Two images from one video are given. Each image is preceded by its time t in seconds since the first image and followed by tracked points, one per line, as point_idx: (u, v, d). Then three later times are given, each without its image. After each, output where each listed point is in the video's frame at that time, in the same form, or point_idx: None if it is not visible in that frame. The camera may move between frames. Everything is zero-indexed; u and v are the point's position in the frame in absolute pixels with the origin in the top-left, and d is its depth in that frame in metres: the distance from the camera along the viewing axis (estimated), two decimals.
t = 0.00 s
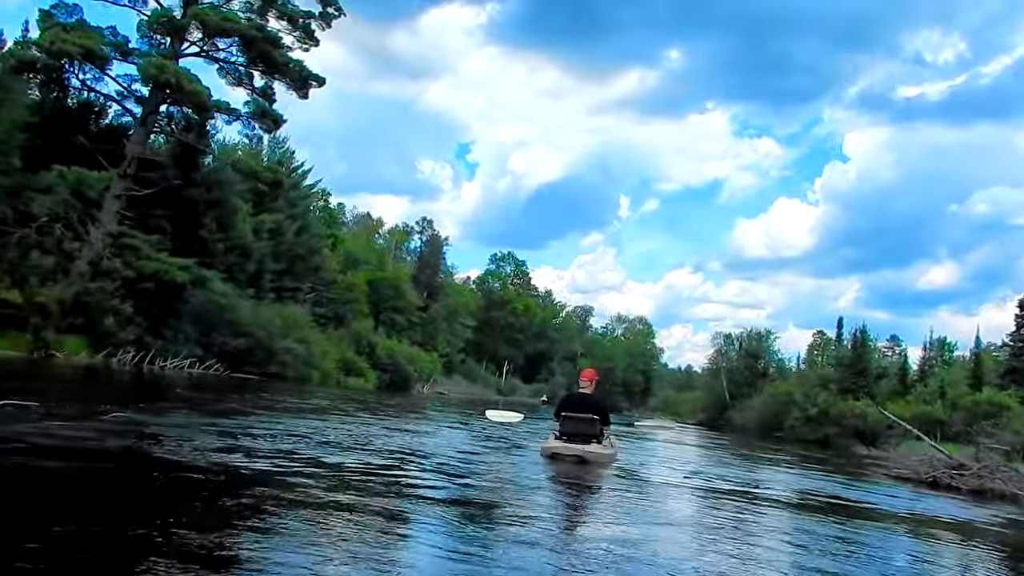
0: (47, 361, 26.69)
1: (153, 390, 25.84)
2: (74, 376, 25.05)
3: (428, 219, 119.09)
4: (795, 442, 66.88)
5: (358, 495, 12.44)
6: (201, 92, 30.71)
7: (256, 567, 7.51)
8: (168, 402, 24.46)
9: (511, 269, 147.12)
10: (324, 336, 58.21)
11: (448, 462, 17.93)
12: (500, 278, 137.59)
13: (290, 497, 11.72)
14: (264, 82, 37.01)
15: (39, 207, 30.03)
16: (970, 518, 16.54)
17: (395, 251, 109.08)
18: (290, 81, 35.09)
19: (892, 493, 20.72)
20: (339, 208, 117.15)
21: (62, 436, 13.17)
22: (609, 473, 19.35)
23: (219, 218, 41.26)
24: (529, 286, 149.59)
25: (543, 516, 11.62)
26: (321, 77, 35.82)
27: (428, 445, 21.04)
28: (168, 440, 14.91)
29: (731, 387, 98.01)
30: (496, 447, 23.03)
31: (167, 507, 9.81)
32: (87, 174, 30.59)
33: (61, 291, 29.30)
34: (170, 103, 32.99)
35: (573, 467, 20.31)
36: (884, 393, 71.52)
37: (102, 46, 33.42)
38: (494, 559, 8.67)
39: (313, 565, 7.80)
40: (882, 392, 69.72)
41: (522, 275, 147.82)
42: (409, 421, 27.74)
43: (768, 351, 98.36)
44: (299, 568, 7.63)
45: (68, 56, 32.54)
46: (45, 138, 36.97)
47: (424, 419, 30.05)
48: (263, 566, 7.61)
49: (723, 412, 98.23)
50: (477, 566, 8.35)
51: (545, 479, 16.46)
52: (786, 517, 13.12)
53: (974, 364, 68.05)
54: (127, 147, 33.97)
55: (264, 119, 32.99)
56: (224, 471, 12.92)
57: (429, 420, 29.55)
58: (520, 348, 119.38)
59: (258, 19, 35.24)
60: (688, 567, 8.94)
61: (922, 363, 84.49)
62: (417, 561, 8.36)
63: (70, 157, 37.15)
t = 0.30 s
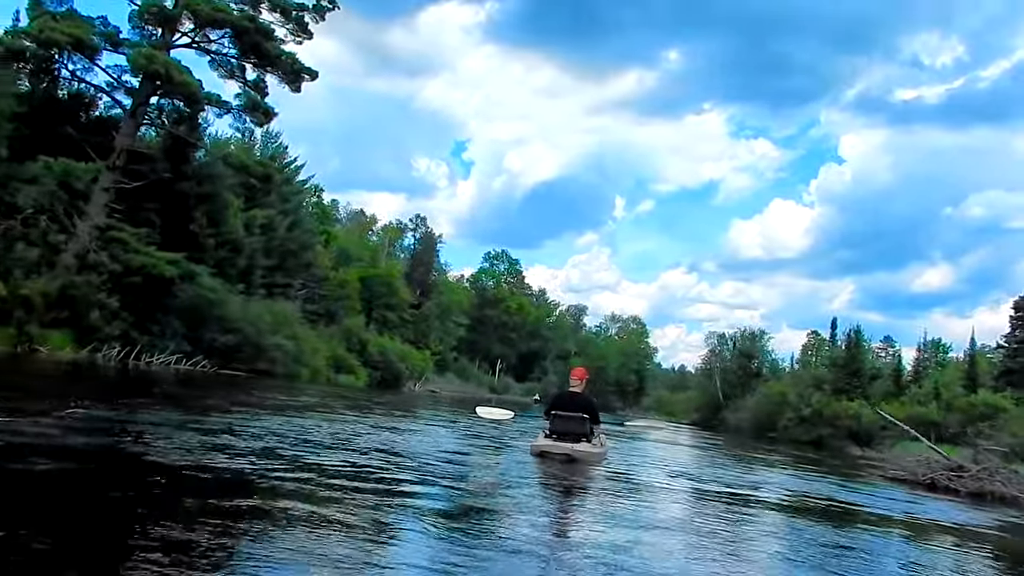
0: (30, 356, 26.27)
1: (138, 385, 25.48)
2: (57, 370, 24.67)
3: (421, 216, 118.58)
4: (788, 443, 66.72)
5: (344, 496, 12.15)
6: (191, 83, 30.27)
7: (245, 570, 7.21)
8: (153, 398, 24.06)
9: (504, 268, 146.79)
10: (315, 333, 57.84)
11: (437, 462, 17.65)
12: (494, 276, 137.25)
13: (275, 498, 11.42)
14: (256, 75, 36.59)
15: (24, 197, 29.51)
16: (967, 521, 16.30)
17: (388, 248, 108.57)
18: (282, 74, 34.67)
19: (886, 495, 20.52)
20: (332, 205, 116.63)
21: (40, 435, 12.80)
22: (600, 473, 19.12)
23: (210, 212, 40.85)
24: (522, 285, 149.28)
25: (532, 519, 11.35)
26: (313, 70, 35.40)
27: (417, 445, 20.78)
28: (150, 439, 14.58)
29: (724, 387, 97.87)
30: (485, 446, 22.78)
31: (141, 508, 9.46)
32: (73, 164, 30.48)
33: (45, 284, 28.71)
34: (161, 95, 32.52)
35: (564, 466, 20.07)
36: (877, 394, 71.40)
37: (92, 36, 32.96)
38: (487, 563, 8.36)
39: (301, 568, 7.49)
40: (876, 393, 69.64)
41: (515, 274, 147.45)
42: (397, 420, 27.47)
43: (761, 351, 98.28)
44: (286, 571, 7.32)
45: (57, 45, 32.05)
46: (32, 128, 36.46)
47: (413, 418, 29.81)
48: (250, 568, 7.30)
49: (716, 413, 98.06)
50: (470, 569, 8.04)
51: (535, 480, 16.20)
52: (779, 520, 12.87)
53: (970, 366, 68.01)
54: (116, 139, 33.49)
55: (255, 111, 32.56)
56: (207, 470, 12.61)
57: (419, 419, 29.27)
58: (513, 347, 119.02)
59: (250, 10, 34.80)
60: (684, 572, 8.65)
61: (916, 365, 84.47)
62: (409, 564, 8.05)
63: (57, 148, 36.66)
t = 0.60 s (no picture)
0: (7, 360, 25.85)
1: (118, 388, 25.10)
2: (35, 375, 24.28)
3: (407, 215, 118.06)
4: (778, 436, 66.79)
5: (326, 501, 11.84)
6: (168, 81, 29.74)
7: None
8: (133, 401, 23.68)
9: (491, 266, 146.53)
10: (301, 334, 57.42)
11: (424, 463, 17.39)
12: (481, 274, 136.91)
13: (257, 504, 11.14)
14: (235, 74, 36.09)
15: None
16: (958, 513, 16.15)
17: (374, 248, 108.04)
18: (262, 72, 34.21)
19: (876, 487, 20.40)
20: (316, 204, 115.93)
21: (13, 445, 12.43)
22: (589, 471, 18.89)
23: (192, 213, 40.33)
24: (510, 282, 148.99)
25: (519, 522, 11.05)
26: (294, 68, 34.96)
27: (403, 446, 20.53)
28: (126, 446, 14.21)
29: (713, 381, 97.95)
30: (472, 446, 22.56)
31: (100, 520, 9.04)
32: (49, 165, 29.88)
33: (21, 287, 28.29)
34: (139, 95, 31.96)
35: (552, 463, 19.86)
36: (866, 385, 71.58)
37: (67, 35, 32.42)
38: (479, 570, 8.13)
39: None
40: (866, 384, 69.81)
41: (503, 271, 147.16)
42: (382, 420, 27.21)
43: (750, 345, 98.43)
44: None
45: (31, 44, 31.43)
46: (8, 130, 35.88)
47: (399, 417, 29.58)
48: None
49: (705, 407, 98.15)
50: None
51: (523, 480, 15.94)
52: (769, 517, 12.62)
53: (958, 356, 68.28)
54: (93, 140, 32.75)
55: (234, 110, 32.08)
56: (183, 478, 12.25)
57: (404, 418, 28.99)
58: (502, 344, 118.73)
59: (229, 7, 34.33)
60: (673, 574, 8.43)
61: (904, 355, 84.79)
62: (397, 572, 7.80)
63: (34, 149, 36.07)
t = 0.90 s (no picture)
0: None
1: (98, 394, 24.70)
2: (13, 381, 23.83)
3: (394, 215, 117.49)
4: (769, 432, 66.71)
5: (306, 509, 11.52)
6: (147, 82, 29.17)
7: None
8: (114, 407, 23.24)
9: (479, 266, 146.23)
10: (288, 336, 56.94)
11: (409, 467, 17.13)
12: (469, 274, 136.51)
13: (241, 512, 10.89)
14: (216, 75, 35.60)
15: None
16: (950, 508, 15.98)
17: (361, 249, 107.50)
18: (242, 72, 33.80)
19: (867, 483, 20.28)
20: (302, 206, 115.30)
21: None
22: (576, 470, 18.67)
23: (174, 216, 39.84)
24: (498, 281, 148.68)
25: (502, 527, 10.75)
26: (275, 68, 34.55)
27: (389, 448, 20.30)
28: (101, 455, 13.81)
29: (703, 377, 97.91)
30: (458, 447, 22.35)
31: (72, 532, 8.73)
32: (25, 169, 29.33)
33: None
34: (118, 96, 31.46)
35: (540, 462, 19.65)
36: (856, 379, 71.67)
37: (43, 37, 31.88)
38: None
39: None
40: (856, 378, 69.89)
41: (491, 270, 146.76)
42: (369, 421, 26.99)
43: (739, 341, 98.51)
44: None
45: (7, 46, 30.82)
46: None
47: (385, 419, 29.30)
48: None
49: (695, 404, 98.08)
50: None
51: (510, 482, 15.70)
52: (758, 517, 12.36)
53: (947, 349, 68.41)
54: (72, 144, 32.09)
55: (215, 110, 31.62)
56: (157, 488, 11.87)
57: (390, 420, 28.70)
58: (491, 344, 118.40)
59: (209, 7, 33.87)
60: None
61: (893, 349, 85.00)
62: None
63: (12, 154, 35.50)
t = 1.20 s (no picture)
0: None
1: (78, 395, 24.27)
2: None
3: (383, 215, 117.06)
4: (760, 430, 66.60)
5: (287, 512, 11.18)
6: (128, 78, 28.67)
7: None
8: (94, 410, 22.78)
9: (470, 266, 146.00)
10: (275, 337, 56.47)
11: (393, 469, 16.83)
12: (460, 274, 136.17)
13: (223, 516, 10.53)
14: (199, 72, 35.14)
15: None
16: (941, 509, 15.76)
17: (350, 249, 107.05)
18: (227, 69, 33.39)
19: (859, 482, 20.08)
20: (291, 206, 114.77)
21: None
22: (564, 471, 18.41)
23: (159, 215, 39.38)
24: (489, 281, 148.44)
25: (490, 531, 10.44)
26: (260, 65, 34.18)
27: (373, 450, 19.99)
28: (74, 460, 13.41)
29: (694, 376, 97.81)
30: (445, 448, 22.09)
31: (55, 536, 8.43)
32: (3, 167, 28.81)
33: None
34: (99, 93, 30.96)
35: (527, 462, 19.38)
36: (847, 376, 71.64)
37: (23, 33, 31.37)
38: None
39: None
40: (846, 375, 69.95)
41: (481, 270, 146.45)
42: (355, 422, 26.69)
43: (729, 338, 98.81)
44: None
45: None
46: None
47: (372, 420, 28.99)
48: None
49: (686, 403, 97.97)
50: None
51: (496, 484, 15.42)
52: (748, 520, 12.09)
53: (937, 346, 68.47)
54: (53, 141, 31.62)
55: (198, 108, 31.17)
56: (131, 492, 11.49)
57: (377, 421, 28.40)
58: (481, 343, 118.06)
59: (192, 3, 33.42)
60: None
61: (884, 346, 85.09)
62: None
63: None
